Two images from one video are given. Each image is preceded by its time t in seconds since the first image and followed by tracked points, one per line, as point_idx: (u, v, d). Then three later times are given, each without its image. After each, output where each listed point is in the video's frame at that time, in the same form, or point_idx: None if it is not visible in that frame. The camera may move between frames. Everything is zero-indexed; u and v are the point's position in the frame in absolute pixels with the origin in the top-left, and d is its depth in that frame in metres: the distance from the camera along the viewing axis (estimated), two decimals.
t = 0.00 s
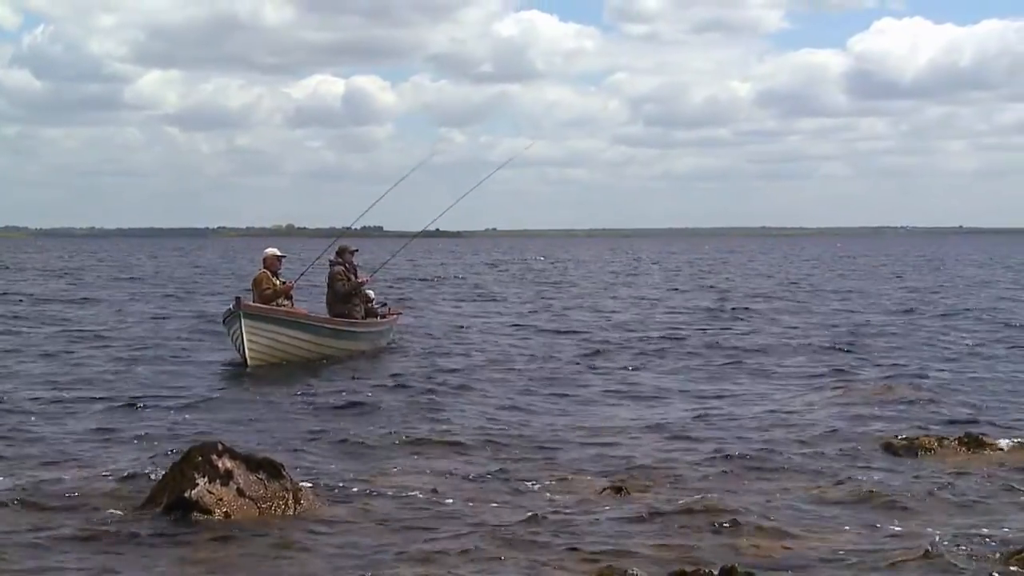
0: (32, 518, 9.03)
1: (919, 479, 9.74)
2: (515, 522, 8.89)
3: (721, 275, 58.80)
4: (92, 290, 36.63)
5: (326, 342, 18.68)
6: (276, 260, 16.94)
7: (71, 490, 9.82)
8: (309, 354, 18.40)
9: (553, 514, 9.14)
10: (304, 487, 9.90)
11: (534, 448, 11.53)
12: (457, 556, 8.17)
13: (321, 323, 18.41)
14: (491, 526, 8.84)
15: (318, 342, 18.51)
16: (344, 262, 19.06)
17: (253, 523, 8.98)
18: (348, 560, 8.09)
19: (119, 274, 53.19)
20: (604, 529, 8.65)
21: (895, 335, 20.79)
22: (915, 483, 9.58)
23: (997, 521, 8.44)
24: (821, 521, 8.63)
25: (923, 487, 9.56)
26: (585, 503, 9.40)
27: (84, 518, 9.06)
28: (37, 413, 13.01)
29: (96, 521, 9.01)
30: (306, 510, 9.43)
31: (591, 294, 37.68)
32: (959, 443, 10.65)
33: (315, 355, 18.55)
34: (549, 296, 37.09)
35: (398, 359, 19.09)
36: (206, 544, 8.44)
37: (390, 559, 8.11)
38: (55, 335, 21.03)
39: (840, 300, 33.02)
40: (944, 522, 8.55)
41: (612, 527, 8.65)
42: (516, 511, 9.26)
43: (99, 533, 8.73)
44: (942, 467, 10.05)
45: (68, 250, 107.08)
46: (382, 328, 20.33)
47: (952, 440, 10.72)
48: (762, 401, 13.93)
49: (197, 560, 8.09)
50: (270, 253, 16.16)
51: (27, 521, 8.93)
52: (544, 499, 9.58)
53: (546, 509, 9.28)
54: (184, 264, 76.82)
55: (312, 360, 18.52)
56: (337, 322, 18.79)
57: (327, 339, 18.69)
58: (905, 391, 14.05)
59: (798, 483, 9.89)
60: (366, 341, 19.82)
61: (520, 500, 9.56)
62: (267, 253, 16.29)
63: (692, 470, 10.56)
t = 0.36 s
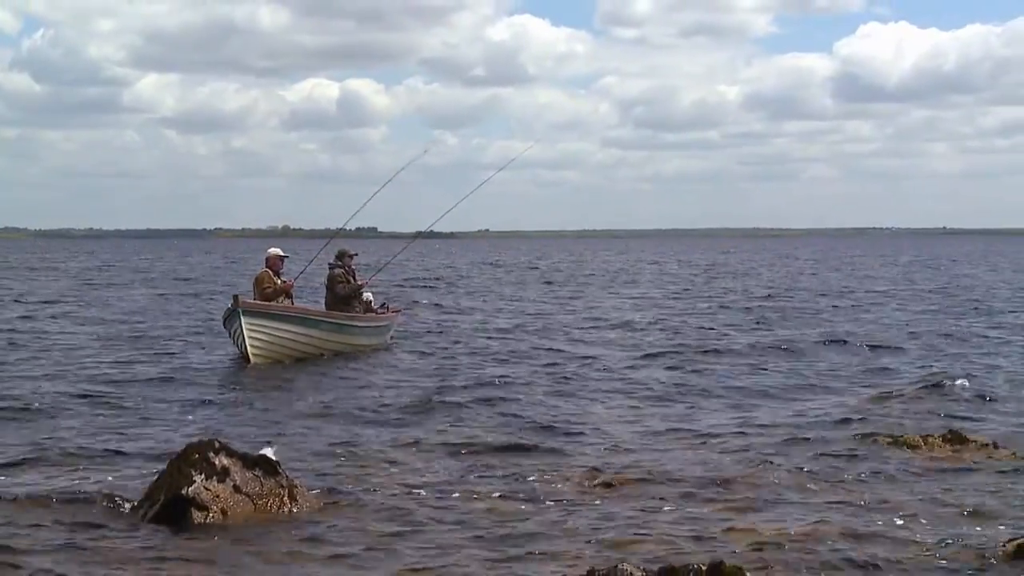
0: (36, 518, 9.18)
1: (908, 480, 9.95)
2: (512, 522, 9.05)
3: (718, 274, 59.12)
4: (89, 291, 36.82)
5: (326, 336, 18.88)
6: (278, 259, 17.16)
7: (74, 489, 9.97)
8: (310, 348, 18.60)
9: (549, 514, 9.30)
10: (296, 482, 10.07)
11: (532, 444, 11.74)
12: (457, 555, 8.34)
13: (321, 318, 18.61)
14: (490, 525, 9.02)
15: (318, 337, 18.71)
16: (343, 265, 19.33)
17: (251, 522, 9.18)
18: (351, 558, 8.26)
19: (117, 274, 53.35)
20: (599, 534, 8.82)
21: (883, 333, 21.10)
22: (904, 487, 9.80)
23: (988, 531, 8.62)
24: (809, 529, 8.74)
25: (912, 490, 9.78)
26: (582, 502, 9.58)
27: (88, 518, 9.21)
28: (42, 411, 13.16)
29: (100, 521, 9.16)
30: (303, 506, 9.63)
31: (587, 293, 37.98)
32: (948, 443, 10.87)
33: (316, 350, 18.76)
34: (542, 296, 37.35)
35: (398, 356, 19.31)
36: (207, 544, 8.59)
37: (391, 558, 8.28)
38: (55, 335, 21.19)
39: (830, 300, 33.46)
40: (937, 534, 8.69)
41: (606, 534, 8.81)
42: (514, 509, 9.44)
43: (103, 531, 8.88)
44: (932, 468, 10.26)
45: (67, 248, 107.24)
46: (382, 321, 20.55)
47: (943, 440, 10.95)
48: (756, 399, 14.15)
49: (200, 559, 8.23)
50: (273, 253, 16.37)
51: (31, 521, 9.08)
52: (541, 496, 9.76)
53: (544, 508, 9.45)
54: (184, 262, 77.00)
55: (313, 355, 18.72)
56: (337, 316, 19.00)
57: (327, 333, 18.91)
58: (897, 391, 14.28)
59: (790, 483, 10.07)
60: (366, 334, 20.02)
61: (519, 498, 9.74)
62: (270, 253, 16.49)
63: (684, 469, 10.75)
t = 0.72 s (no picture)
0: (39, 513, 9.39)
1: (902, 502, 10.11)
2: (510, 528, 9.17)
3: (718, 274, 59.24)
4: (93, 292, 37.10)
5: (327, 336, 19.03)
6: (278, 259, 17.36)
7: (78, 486, 10.19)
8: (310, 348, 18.76)
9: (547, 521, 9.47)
10: (297, 482, 10.24)
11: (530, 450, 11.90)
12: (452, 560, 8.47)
13: (322, 318, 18.77)
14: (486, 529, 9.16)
15: (319, 337, 18.87)
16: (343, 267, 19.50)
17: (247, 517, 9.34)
18: (346, 558, 8.40)
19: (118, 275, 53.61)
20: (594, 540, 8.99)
21: (882, 333, 21.22)
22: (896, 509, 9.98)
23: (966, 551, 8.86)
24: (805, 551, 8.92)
25: (905, 510, 9.92)
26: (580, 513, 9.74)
27: (90, 513, 9.41)
28: (45, 410, 13.39)
29: (101, 516, 9.36)
30: (299, 503, 9.77)
31: (590, 295, 38.12)
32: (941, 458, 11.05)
33: (316, 349, 18.91)
34: (543, 298, 37.48)
35: (398, 356, 19.46)
36: (205, 540, 8.76)
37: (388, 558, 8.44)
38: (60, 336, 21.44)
39: (831, 301, 33.55)
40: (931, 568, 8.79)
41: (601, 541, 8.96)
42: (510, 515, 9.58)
43: (104, 527, 9.07)
44: (926, 486, 10.42)
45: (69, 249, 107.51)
46: (383, 324, 20.67)
47: (935, 455, 11.14)
48: (753, 398, 14.33)
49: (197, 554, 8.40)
50: (274, 253, 16.56)
51: (33, 516, 9.29)
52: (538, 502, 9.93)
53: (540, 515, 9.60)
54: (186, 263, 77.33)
55: (313, 354, 18.88)
56: (338, 317, 19.14)
57: (328, 334, 19.06)
58: (893, 391, 14.44)
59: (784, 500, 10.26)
60: (368, 336, 20.16)
61: (516, 502, 9.88)
62: (271, 253, 16.68)
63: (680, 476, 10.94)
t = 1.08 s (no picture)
0: (44, 510, 9.53)
1: (898, 502, 10.24)
2: (509, 535, 9.30)
3: (716, 275, 59.45)
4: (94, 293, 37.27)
5: (326, 339, 19.21)
6: (280, 259, 17.51)
7: (80, 484, 10.34)
8: (309, 349, 18.93)
9: (546, 529, 9.58)
10: (292, 480, 10.47)
11: (529, 451, 12.05)
12: (451, 563, 8.66)
13: (322, 321, 18.95)
14: (485, 534, 9.32)
15: (318, 339, 19.04)
16: (344, 266, 19.57)
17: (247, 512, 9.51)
18: (346, 559, 8.58)
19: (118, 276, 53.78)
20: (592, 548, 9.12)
21: (874, 333, 21.45)
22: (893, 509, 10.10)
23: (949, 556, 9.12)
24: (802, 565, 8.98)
25: (896, 508, 10.11)
26: (579, 520, 9.86)
27: (92, 510, 9.57)
28: (46, 410, 13.55)
29: (105, 514, 9.50)
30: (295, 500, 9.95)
31: (588, 297, 38.28)
32: (937, 457, 11.19)
33: (315, 351, 19.09)
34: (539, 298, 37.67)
35: (397, 357, 19.60)
36: (207, 538, 8.90)
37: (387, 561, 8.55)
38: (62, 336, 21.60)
39: (825, 300, 33.76)
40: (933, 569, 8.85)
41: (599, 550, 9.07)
42: (509, 518, 9.75)
43: (108, 523, 9.22)
44: (921, 484, 10.56)
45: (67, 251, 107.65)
46: (380, 329, 20.87)
47: (931, 454, 11.27)
48: (749, 397, 14.48)
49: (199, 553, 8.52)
50: (276, 253, 16.70)
51: (39, 513, 9.43)
52: (538, 511, 10.04)
53: (538, 518, 9.78)
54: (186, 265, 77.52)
55: (311, 355, 19.05)
56: (338, 321, 19.33)
57: (327, 337, 19.24)
58: (888, 390, 14.60)
59: (780, 500, 10.42)
60: (365, 340, 20.35)
61: (510, 508, 10.11)
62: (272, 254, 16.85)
63: (677, 478, 11.09)
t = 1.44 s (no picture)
0: (46, 508, 9.72)
1: (886, 497, 10.44)
2: (497, 533, 9.51)
3: (715, 275, 59.61)
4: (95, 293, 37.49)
5: (325, 341, 19.45)
6: (279, 261, 17.80)
7: (80, 481, 10.57)
8: (309, 352, 19.16)
9: (534, 525, 9.79)
10: (284, 478, 10.67)
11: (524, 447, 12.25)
12: (439, 559, 8.87)
13: (320, 324, 19.19)
14: (474, 532, 9.53)
15: (317, 342, 19.27)
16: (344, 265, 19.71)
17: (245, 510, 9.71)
18: (337, 554, 8.79)
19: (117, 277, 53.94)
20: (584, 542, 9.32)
21: (870, 332, 21.62)
22: (879, 504, 10.30)
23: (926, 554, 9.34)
24: (789, 562, 9.18)
25: (877, 504, 10.33)
26: (573, 516, 10.04)
27: (91, 507, 9.80)
28: (47, 409, 13.78)
29: (106, 512, 9.70)
30: (292, 496, 10.14)
31: (586, 296, 38.47)
32: (925, 454, 11.40)
33: (315, 353, 19.32)
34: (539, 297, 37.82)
35: (394, 355, 19.79)
36: (205, 534, 9.09)
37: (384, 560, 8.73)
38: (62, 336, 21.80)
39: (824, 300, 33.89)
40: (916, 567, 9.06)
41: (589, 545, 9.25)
42: (498, 515, 9.96)
43: (107, 520, 9.43)
44: (908, 480, 10.77)
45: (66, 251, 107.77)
46: (375, 327, 21.13)
47: (918, 450, 11.48)
48: (741, 395, 14.69)
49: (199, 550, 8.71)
50: (271, 257, 16.97)
51: (42, 511, 9.63)
52: (532, 508, 10.23)
53: (527, 516, 9.98)
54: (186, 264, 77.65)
55: (312, 358, 19.27)
56: (336, 322, 19.57)
57: (325, 339, 19.47)
58: (878, 386, 14.81)
59: (769, 496, 10.61)
60: (361, 340, 20.61)
61: (501, 504, 10.31)
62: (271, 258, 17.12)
63: (668, 475, 11.29)
